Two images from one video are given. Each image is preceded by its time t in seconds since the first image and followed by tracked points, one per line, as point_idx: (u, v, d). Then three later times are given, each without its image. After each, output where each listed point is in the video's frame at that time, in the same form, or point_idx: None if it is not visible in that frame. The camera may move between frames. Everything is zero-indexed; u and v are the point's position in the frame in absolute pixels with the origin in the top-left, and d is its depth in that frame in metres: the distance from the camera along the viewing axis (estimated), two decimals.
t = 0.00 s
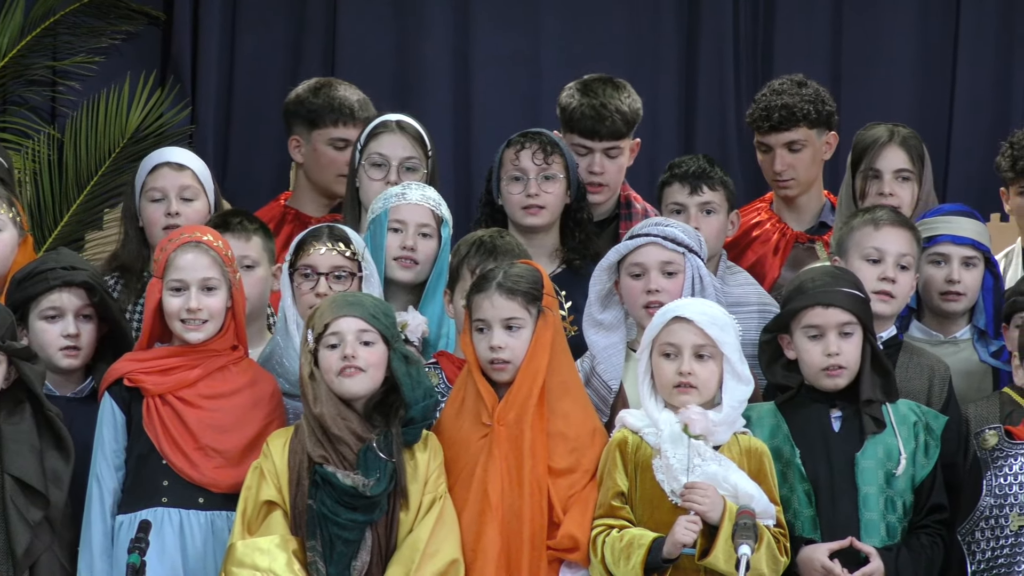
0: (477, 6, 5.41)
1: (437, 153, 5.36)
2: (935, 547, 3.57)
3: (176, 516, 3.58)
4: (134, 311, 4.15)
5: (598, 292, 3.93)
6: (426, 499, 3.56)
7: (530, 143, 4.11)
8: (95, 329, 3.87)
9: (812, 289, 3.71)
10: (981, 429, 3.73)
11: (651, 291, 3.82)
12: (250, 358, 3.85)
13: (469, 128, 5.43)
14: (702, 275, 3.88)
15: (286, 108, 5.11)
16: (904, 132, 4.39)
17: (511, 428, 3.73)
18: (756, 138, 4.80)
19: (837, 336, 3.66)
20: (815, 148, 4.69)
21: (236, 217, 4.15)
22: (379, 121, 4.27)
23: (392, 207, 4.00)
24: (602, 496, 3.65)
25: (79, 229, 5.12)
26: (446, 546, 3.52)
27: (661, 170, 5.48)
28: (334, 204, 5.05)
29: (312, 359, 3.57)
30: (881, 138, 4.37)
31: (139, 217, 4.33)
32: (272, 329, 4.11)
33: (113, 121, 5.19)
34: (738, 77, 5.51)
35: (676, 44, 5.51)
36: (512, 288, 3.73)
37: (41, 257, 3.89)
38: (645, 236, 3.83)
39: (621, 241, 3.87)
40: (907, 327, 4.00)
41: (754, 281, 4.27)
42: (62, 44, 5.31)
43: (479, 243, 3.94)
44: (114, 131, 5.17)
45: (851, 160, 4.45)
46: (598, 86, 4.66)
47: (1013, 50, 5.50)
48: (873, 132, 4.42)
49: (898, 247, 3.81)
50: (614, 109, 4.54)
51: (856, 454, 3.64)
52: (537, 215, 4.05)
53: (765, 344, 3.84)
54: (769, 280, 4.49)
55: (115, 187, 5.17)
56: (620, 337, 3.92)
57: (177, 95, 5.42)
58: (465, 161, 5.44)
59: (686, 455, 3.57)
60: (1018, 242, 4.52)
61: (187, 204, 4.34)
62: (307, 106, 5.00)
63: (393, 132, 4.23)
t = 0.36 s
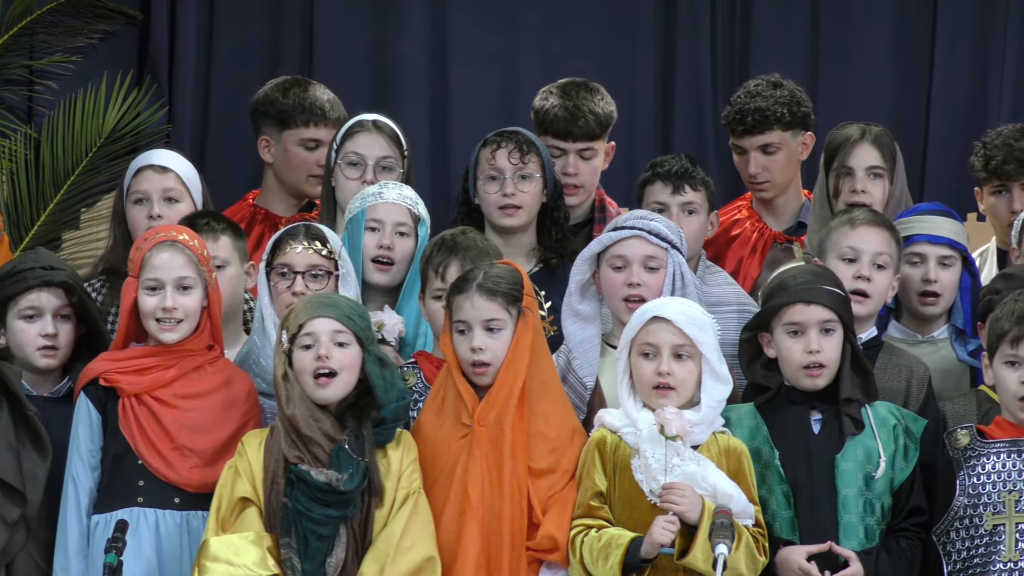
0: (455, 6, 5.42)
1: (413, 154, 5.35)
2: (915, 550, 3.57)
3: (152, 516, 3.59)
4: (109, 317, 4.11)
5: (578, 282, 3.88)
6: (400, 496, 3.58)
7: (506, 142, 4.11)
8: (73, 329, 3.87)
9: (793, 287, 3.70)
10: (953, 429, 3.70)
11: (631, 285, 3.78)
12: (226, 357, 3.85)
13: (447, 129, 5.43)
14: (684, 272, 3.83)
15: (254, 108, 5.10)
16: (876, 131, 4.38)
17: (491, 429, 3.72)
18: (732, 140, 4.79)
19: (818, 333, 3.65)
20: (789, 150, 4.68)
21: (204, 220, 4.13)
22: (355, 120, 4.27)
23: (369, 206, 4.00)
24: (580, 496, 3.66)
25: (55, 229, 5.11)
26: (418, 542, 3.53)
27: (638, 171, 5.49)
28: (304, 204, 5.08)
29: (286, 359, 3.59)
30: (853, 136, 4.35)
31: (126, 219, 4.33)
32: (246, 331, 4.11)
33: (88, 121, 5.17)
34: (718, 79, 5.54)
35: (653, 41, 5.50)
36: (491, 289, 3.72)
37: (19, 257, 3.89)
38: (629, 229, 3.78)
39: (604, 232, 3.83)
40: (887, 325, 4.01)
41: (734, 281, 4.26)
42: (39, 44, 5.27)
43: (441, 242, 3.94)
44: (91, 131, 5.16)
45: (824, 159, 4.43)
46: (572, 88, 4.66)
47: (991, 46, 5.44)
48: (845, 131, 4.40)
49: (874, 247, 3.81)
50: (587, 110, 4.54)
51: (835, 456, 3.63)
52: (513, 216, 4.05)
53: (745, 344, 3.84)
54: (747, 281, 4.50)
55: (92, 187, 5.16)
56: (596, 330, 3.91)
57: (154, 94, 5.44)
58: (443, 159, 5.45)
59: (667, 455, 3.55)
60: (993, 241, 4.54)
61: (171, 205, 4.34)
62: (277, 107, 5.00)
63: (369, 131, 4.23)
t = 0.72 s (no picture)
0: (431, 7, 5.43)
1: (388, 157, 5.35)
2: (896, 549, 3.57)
3: (125, 515, 3.59)
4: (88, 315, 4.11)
5: (554, 285, 3.87)
6: (372, 494, 3.58)
7: (485, 142, 4.10)
8: (49, 327, 3.87)
9: (789, 281, 3.70)
10: (929, 432, 3.67)
11: (606, 287, 3.76)
12: (200, 357, 3.86)
13: (424, 129, 5.44)
14: (658, 272, 3.82)
15: (247, 106, 5.06)
16: (851, 130, 4.35)
17: (467, 429, 3.71)
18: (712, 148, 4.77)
19: (812, 328, 3.64)
20: (769, 160, 4.66)
21: (190, 216, 4.14)
22: (330, 120, 4.27)
23: (345, 205, 4.01)
24: (557, 496, 3.64)
25: (32, 229, 5.10)
26: (392, 541, 3.52)
27: (615, 170, 5.51)
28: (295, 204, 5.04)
29: (257, 360, 3.60)
30: (829, 136, 4.34)
31: (105, 219, 4.34)
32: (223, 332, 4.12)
33: (65, 120, 5.13)
34: (694, 81, 5.52)
35: (630, 41, 5.50)
36: (468, 289, 3.71)
37: None
38: (602, 231, 3.77)
39: (576, 235, 3.82)
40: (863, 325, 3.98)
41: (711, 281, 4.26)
42: (15, 42, 5.26)
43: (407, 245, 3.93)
44: (67, 130, 5.12)
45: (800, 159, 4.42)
46: (545, 87, 4.65)
47: (966, 47, 5.46)
48: (821, 131, 4.39)
49: (854, 246, 3.80)
50: (561, 109, 4.53)
51: (827, 453, 3.62)
52: (491, 216, 4.06)
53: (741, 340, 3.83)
54: (731, 282, 4.50)
55: (68, 187, 5.12)
56: (575, 331, 3.89)
57: (131, 93, 5.45)
58: (420, 158, 5.45)
59: (643, 457, 3.53)
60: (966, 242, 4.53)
61: (148, 204, 4.33)
62: (266, 106, 4.96)
63: (344, 131, 4.23)
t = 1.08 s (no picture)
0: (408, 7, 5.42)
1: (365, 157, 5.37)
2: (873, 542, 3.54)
3: (102, 516, 3.59)
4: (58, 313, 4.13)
5: (529, 285, 3.87)
6: (351, 492, 3.59)
7: (464, 142, 4.11)
8: (26, 328, 3.86)
9: (783, 271, 3.71)
10: (914, 427, 3.70)
11: (582, 286, 3.76)
12: (177, 357, 3.85)
13: (399, 128, 5.46)
14: (633, 272, 3.82)
15: (244, 105, 5.01)
16: (826, 130, 4.35)
17: (445, 428, 3.70)
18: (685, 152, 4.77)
19: (807, 319, 3.66)
20: (742, 165, 4.68)
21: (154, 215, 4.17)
22: (307, 120, 4.26)
23: (323, 205, 4.00)
24: (536, 496, 3.61)
25: (8, 228, 4.98)
26: (371, 541, 3.54)
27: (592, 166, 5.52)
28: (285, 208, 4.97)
29: (234, 362, 3.59)
30: (804, 136, 4.34)
31: (70, 218, 4.32)
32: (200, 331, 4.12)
33: (41, 120, 5.03)
34: (671, 81, 5.54)
35: (606, 40, 5.51)
36: (445, 289, 3.69)
37: None
38: (577, 230, 3.77)
39: (554, 234, 3.82)
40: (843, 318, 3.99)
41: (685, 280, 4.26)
42: None
43: (394, 241, 3.93)
44: (43, 130, 5.01)
45: (776, 159, 4.43)
46: (526, 88, 4.64)
47: (944, 45, 5.43)
48: (796, 130, 4.39)
49: (824, 246, 3.81)
50: (542, 112, 4.53)
51: (822, 444, 3.64)
52: (470, 215, 4.05)
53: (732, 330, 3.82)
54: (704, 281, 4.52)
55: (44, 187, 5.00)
56: (550, 331, 3.87)
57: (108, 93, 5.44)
58: (396, 157, 5.47)
59: (621, 457, 3.52)
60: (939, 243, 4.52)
61: (115, 202, 4.33)
62: (261, 105, 4.92)
63: (321, 131, 4.21)
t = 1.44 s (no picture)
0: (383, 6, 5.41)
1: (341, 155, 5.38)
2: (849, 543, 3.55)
3: (81, 516, 3.59)
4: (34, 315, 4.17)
5: (504, 286, 3.86)
6: (329, 493, 3.60)
7: (439, 141, 4.11)
8: (2, 329, 3.86)
9: (766, 274, 3.68)
10: (893, 427, 3.69)
11: (555, 286, 3.77)
12: (156, 357, 3.86)
13: (375, 130, 5.45)
14: (608, 271, 3.83)
15: (224, 104, 5.02)
16: (796, 130, 4.36)
17: (421, 428, 3.66)
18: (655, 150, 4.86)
19: (787, 322, 3.63)
20: (707, 168, 4.72)
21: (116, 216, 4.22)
22: (284, 120, 4.27)
23: (301, 205, 4.00)
24: (511, 497, 3.58)
25: None
26: (349, 541, 3.54)
27: (568, 167, 5.54)
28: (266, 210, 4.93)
29: (214, 365, 3.59)
30: (775, 136, 4.34)
31: (37, 216, 4.29)
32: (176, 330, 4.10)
33: (16, 119, 4.96)
34: (644, 82, 5.55)
35: (582, 39, 5.51)
36: (424, 289, 3.65)
37: None
38: (550, 230, 3.78)
39: (525, 235, 3.82)
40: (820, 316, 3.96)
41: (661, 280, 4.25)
42: None
43: (379, 239, 3.90)
44: (18, 129, 4.95)
45: (746, 159, 4.42)
46: (498, 92, 4.63)
47: (918, 42, 5.42)
48: (766, 130, 4.39)
49: (801, 247, 3.83)
50: (513, 117, 4.52)
51: (796, 444, 3.63)
52: (444, 213, 4.05)
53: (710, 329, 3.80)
54: (678, 275, 4.57)
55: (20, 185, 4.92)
56: (526, 331, 3.86)
57: (82, 92, 5.43)
58: (371, 157, 5.47)
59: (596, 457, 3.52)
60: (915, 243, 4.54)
61: (83, 202, 4.31)
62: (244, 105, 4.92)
63: (298, 131, 4.23)
